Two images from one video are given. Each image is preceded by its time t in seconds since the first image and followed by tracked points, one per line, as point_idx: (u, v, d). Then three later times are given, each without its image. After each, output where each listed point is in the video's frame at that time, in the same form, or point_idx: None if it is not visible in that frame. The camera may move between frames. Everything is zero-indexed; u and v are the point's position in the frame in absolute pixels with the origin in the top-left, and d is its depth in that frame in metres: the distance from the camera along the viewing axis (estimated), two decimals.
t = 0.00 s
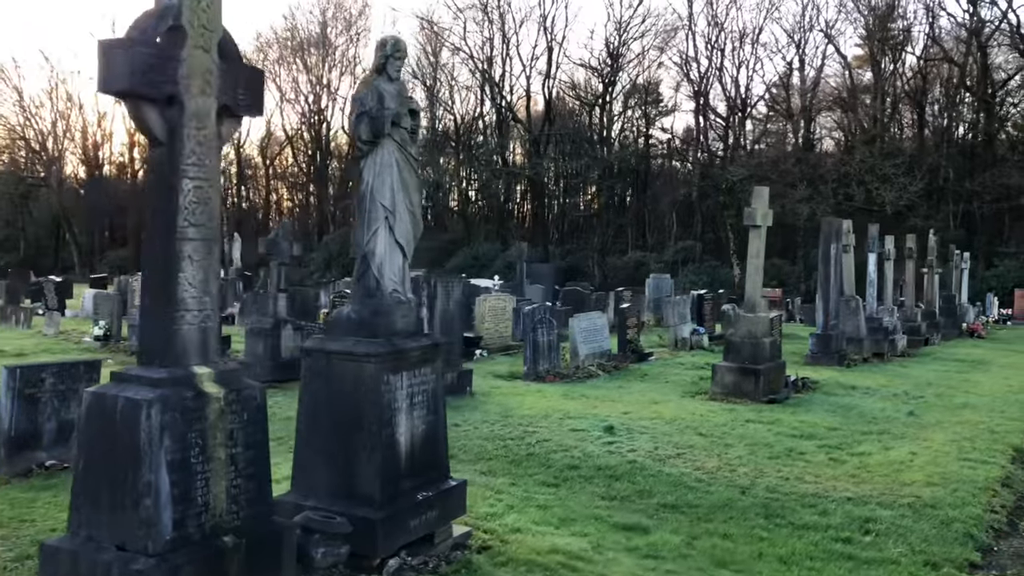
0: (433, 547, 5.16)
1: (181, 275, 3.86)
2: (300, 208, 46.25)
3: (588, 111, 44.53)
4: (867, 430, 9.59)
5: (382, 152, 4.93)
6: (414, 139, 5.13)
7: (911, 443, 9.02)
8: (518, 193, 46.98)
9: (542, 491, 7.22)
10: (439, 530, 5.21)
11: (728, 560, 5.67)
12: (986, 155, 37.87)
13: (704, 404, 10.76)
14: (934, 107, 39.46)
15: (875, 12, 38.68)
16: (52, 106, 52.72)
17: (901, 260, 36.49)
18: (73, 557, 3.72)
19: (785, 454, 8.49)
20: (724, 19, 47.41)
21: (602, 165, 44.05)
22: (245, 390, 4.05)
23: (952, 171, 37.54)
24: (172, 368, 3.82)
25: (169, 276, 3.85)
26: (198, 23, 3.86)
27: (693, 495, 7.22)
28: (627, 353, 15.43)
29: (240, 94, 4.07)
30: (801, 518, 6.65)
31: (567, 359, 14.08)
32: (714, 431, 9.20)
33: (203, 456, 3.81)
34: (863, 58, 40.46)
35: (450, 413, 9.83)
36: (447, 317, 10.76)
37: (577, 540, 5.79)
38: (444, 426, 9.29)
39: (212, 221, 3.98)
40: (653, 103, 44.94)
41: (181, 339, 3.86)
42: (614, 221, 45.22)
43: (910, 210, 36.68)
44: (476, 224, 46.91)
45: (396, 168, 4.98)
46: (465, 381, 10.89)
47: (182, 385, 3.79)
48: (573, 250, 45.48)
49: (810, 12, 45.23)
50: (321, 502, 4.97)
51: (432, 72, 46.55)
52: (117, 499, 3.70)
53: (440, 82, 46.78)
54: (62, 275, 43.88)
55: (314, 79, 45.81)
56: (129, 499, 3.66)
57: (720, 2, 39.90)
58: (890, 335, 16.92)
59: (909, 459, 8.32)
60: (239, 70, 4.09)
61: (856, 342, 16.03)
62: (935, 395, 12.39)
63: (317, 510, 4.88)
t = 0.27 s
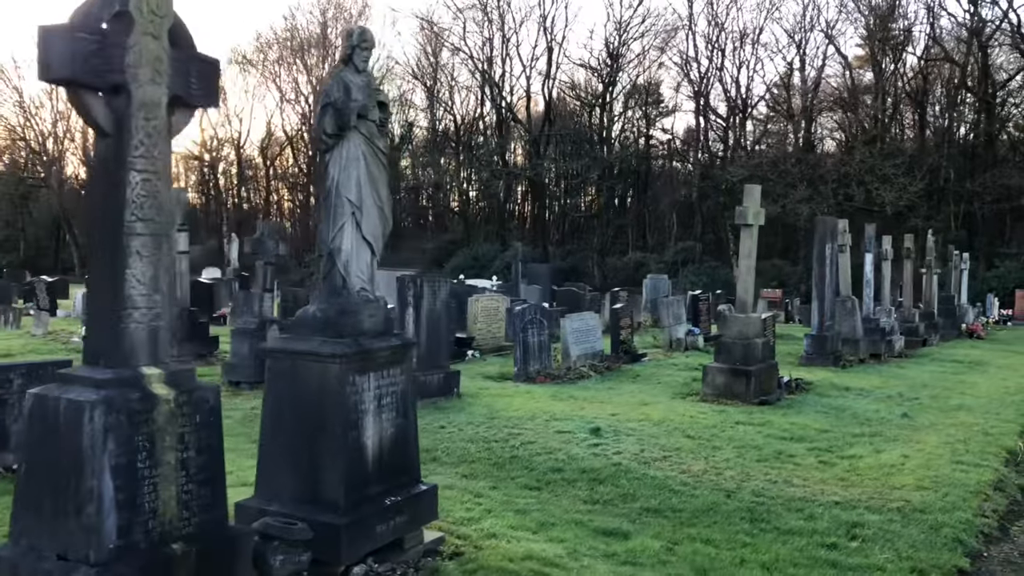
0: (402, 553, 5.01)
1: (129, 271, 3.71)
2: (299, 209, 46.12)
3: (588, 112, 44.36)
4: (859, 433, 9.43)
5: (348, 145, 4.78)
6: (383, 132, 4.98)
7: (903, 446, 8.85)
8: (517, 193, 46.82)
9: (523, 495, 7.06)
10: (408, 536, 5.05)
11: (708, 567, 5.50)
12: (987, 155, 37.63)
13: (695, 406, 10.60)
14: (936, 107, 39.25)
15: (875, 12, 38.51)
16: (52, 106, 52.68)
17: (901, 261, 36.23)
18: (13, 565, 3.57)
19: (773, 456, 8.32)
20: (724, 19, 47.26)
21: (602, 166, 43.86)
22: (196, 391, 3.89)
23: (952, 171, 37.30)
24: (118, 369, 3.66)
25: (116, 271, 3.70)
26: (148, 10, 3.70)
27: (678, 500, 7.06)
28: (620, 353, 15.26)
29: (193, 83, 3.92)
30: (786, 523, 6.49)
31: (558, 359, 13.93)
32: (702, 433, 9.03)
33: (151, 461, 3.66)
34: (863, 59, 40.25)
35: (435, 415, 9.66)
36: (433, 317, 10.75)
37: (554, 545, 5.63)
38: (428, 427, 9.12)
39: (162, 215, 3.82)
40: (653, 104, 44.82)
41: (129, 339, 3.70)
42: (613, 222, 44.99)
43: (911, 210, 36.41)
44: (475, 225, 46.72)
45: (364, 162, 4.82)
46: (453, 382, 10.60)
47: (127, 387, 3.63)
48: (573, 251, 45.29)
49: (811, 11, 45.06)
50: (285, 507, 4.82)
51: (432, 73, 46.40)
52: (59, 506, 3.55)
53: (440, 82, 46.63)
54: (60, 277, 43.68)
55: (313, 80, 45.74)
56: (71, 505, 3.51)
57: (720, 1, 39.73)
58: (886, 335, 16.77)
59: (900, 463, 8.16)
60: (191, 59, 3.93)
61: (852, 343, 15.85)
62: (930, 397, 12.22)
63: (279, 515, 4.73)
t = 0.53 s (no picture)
0: (368, 567, 4.82)
1: (68, 276, 3.53)
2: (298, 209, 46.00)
3: (587, 111, 44.25)
4: (850, 438, 9.24)
5: (309, 143, 4.60)
6: (346, 130, 4.81)
7: (894, 452, 8.66)
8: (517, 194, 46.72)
9: (501, 504, 6.88)
10: (374, 549, 4.86)
11: None
12: (987, 155, 37.41)
13: (684, 410, 10.43)
14: (936, 107, 39.08)
15: (875, 12, 38.39)
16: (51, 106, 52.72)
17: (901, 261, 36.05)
18: None
19: (761, 463, 8.14)
20: (724, 19, 47.15)
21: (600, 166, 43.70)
22: (141, 401, 3.70)
23: (953, 171, 36.99)
24: (55, 379, 3.48)
25: (53, 276, 3.51)
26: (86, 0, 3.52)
27: (660, 509, 6.87)
28: (612, 356, 15.09)
29: (136, 79, 3.74)
30: (771, 534, 6.31)
31: (548, 362, 13.74)
32: (689, 439, 8.85)
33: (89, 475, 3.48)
34: (863, 59, 40.08)
35: (419, 420, 9.49)
36: (418, 320, 10.48)
37: (528, 559, 5.44)
38: (410, 433, 8.94)
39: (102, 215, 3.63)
40: (653, 104, 44.71)
41: (68, 346, 3.53)
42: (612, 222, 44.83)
43: (911, 211, 36.13)
44: (474, 226, 46.56)
45: (325, 161, 4.64)
46: (438, 386, 10.56)
47: (64, 396, 3.45)
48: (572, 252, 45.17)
49: (811, 11, 44.97)
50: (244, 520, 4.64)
51: (431, 72, 46.28)
52: None
53: (439, 82, 46.51)
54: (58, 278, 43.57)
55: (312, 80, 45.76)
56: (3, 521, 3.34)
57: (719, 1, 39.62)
58: (882, 338, 16.59)
59: (891, 470, 7.97)
60: (135, 53, 3.76)
61: (848, 345, 15.65)
62: (925, 401, 12.03)
63: (237, 529, 4.54)
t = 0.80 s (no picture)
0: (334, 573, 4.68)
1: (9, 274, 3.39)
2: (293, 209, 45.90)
3: (584, 111, 44.16)
4: (838, 440, 9.11)
5: (271, 137, 4.46)
6: (311, 125, 4.68)
7: (881, 454, 8.53)
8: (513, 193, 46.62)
9: (480, 507, 6.73)
10: (340, 555, 4.72)
11: None
12: (983, 155, 37.27)
13: (671, 411, 10.29)
14: (933, 108, 38.99)
15: (872, 12, 38.35)
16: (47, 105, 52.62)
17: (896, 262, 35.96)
18: None
19: (746, 465, 8.01)
20: (721, 19, 47.09)
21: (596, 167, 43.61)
22: (88, 402, 3.55)
23: (948, 171, 36.75)
24: None
25: None
26: None
27: (641, 512, 6.73)
28: (602, 357, 14.94)
29: (84, 73, 3.59)
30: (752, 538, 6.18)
31: (537, 363, 13.59)
32: (675, 440, 8.71)
33: (29, 481, 3.34)
34: (860, 59, 39.99)
35: (403, 421, 9.33)
36: (401, 320, 10.30)
37: (500, 565, 5.31)
38: (392, 434, 8.78)
39: (45, 210, 3.49)
40: (650, 104, 44.67)
41: (9, 346, 3.39)
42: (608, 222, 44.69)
43: (906, 211, 35.89)
44: (470, 226, 46.39)
45: (288, 156, 4.51)
46: (422, 387, 10.45)
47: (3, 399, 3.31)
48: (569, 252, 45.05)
49: (808, 10, 44.95)
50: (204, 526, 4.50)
51: (428, 72, 46.18)
52: None
53: (435, 82, 46.40)
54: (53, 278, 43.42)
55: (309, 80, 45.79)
56: None
57: (715, 1, 39.60)
58: (874, 338, 16.50)
59: (877, 472, 7.84)
60: (83, 45, 3.61)
61: (839, 346, 15.54)
62: (915, 401, 11.91)
63: (197, 535, 4.41)
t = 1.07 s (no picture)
0: None
1: None
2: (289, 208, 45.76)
3: (580, 109, 44.03)
4: (829, 439, 8.91)
5: (226, 122, 4.24)
6: (269, 109, 4.47)
7: (872, 454, 8.32)
8: (509, 192, 46.47)
9: (457, 509, 6.52)
10: (301, 561, 4.51)
11: None
12: (980, 153, 37.05)
13: (660, 410, 10.09)
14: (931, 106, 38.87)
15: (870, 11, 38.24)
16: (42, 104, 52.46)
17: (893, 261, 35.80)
18: None
19: (733, 466, 7.80)
20: (718, 18, 47.01)
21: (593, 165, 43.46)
22: (18, 400, 3.33)
23: (946, 170, 36.47)
24: None
25: None
26: None
27: (623, 514, 6.53)
28: (592, 355, 14.75)
29: (17, 52, 3.35)
30: (736, 541, 5.97)
31: (526, 361, 13.38)
32: (661, 440, 8.51)
33: None
34: (857, 57, 39.84)
35: (384, 420, 9.12)
36: (384, 316, 10.10)
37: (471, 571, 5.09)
38: (372, 434, 8.56)
39: None
40: (647, 102, 44.55)
41: None
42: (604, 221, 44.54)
43: (903, 209, 35.66)
44: (466, 224, 46.15)
45: (244, 142, 4.28)
46: (406, 385, 10.25)
47: None
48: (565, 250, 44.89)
49: (806, 8, 44.89)
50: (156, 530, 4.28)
51: (424, 71, 46.01)
52: None
53: (432, 80, 46.23)
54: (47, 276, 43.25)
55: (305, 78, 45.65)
56: None
57: None
58: (869, 336, 16.29)
59: (868, 472, 7.63)
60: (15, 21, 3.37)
61: (833, 344, 15.35)
62: (909, 400, 11.71)
63: (147, 540, 4.20)
